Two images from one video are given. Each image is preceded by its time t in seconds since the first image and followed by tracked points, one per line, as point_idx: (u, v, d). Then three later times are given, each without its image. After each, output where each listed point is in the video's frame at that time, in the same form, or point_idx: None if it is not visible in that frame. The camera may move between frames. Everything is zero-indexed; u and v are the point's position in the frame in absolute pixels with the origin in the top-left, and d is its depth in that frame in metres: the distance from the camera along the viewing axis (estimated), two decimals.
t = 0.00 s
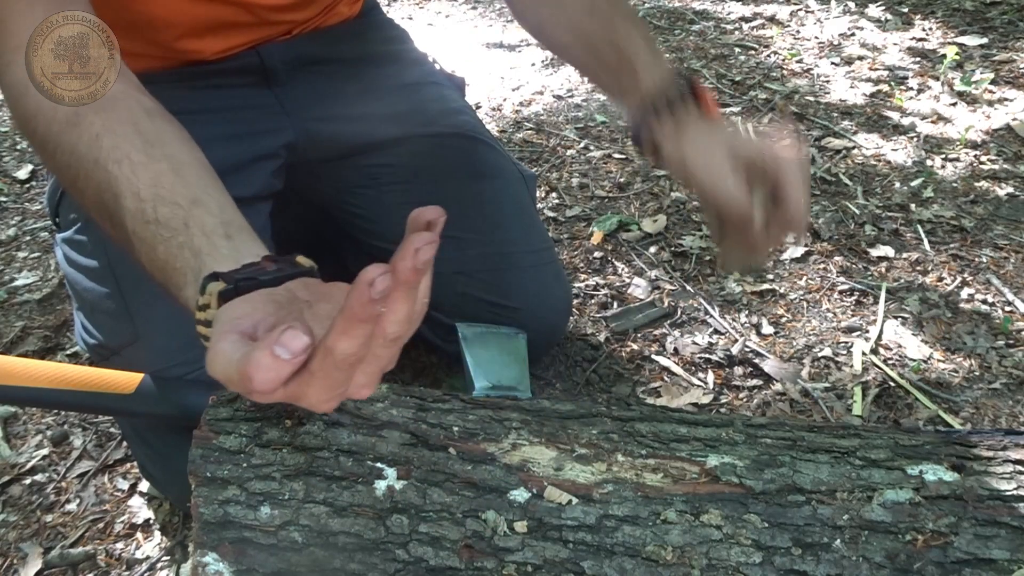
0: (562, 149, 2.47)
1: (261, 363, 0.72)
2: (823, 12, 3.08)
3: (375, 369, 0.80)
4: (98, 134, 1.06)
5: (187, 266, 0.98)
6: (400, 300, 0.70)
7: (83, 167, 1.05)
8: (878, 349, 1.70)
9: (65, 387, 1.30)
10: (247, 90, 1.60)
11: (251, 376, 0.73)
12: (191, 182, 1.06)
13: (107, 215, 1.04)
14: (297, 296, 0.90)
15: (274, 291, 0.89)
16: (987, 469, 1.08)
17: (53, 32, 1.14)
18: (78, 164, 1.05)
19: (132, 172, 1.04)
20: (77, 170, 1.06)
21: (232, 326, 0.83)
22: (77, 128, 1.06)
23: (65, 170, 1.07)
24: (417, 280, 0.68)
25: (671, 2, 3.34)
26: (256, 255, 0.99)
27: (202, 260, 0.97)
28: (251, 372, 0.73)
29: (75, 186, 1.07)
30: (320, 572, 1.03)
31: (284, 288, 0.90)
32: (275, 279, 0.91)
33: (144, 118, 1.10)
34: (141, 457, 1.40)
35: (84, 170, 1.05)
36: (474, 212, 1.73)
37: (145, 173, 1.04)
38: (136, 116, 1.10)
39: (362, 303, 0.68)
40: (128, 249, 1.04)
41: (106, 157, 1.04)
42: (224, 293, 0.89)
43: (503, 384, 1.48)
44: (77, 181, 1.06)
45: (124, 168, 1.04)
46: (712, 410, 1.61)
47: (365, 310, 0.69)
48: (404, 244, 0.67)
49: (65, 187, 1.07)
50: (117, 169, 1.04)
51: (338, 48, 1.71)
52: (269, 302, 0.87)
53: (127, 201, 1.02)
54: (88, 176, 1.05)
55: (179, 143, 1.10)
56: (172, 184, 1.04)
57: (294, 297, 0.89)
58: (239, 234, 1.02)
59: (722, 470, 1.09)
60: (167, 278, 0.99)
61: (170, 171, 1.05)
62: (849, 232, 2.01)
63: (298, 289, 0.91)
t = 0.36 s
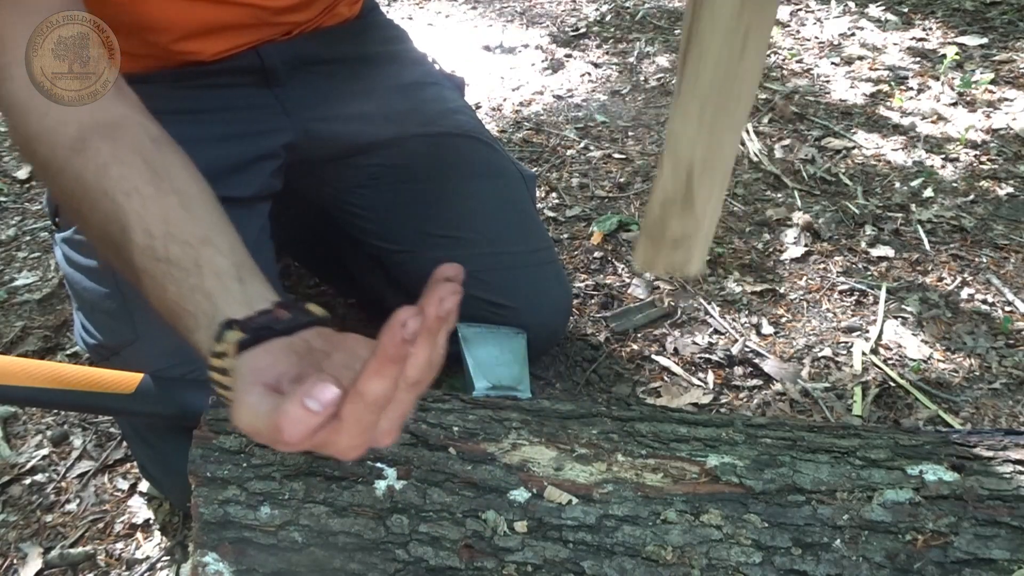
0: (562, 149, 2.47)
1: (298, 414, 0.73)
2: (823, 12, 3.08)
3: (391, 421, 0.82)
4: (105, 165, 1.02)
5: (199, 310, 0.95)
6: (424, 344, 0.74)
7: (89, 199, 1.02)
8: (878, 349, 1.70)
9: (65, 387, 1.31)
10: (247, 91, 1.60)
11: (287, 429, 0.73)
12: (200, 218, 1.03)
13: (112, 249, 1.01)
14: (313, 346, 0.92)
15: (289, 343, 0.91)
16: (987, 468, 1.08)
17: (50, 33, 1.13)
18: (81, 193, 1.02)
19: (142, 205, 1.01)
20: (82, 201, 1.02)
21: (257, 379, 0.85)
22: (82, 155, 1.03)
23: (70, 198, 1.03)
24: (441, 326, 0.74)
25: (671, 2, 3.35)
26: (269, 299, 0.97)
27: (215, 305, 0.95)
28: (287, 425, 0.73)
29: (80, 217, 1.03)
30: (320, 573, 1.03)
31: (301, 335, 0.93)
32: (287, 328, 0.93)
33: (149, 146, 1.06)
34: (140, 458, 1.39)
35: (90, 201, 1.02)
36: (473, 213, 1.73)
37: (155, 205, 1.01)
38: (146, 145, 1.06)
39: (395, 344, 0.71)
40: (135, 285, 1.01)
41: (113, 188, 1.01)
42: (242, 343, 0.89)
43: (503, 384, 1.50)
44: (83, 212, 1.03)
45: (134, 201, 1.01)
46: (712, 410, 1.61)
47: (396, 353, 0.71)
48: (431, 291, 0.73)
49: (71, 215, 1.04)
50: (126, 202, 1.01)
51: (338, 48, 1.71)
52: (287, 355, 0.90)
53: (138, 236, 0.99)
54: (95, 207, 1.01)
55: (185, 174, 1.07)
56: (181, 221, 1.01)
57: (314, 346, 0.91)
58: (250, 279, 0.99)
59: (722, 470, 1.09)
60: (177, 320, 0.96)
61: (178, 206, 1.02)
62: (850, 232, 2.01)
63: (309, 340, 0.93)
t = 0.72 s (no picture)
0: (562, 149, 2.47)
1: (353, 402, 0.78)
2: (823, 12, 3.08)
3: (461, 398, 0.83)
4: (185, 170, 1.12)
5: (281, 305, 1.05)
6: (463, 310, 0.74)
7: (174, 203, 1.12)
8: (878, 349, 1.70)
9: (66, 386, 1.30)
10: (249, 88, 1.64)
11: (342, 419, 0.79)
12: (277, 216, 1.12)
13: (196, 249, 1.12)
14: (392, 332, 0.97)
15: (367, 331, 0.96)
16: (987, 469, 1.08)
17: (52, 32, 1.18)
18: (168, 199, 1.12)
19: (220, 208, 1.11)
20: (168, 203, 1.12)
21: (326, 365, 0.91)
22: (162, 162, 1.12)
23: (155, 204, 1.14)
24: (474, 289, 0.73)
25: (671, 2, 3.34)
26: (346, 292, 1.07)
27: (296, 300, 1.04)
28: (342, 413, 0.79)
29: (165, 219, 1.14)
30: (320, 572, 1.05)
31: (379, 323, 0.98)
32: (368, 318, 0.97)
33: (223, 149, 1.15)
34: (142, 457, 1.40)
35: (174, 206, 1.12)
36: (474, 212, 1.70)
37: (234, 208, 1.11)
38: (219, 146, 1.15)
39: (427, 316, 0.72)
40: (218, 280, 1.11)
41: (194, 193, 1.11)
42: (321, 335, 0.95)
43: (504, 386, 1.52)
44: (167, 215, 1.13)
45: (215, 204, 1.11)
46: (712, 410, 1.61)
47: (432, 324, 0.72)
48: (456, 255, 0.71)
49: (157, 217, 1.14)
50: (206, 205, 1.11)
51: (337, 46, 1.72)
52: (363, 342, 0.94)
53: (219, 237, 1.09)
54: (180, 212, 1.12)
55: (258, 172, 1.16)
56: (258, 221, 1.11)
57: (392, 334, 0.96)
58: (327, 271, 1.09)
59: (722, 469, 1.09)
60: (262, 315, 1.07)
61: (256, 206, 1.12)
62: (850, 232, 2.01)
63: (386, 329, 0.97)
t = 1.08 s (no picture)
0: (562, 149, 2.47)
1: (329, 405, 0.82)
2: (823, 11, 3.08)
3: (447, 406, 0.85)
4: (182, 172, 1.12)
5: (278, 305, 1.06)
6: (445, 319, 0.75)
7: (172, 205, 1.12)
8: (878, 349, 1.70)
9: (65, 386, 1.29)
10: (249, 89, 1.65)
11: (320, 418, 0.83)
12: (274, 217, 1.13)
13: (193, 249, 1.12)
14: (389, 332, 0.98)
15: (363, 333, 0.97)
16: (987, 469, 1.08)
17: (52, 32, 1.18)
18: (165, 199, 1.12)
19: (218, 209, 1.11)
20: (166, 205, 1.12)
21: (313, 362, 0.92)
22: (160, 163, 1.12)
23: (153, 205, 1.14)
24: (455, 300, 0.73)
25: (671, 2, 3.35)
26: (343, 292, 1.07)
27: (294, 300, 1.05)
28: (320, 413, 0.83)
29: (163, 221, 1.14)
30: (320, 572, 1.05)
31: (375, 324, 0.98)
32: (366, 318, 0.98)
33: (220, 148, 1.15)
34: (141, 456, 1.40)
35: (171, 207, 1.12)
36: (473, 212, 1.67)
37: (232, 208, 1.11)
38: (216, 147, 1.15)
39: (407, 321, 0.73)
40: (216, 281, 1.12)
41: (191, 194, 1.11)
42: (316, 334, 0.95)
43: (503, 386, 1.53)
44: (165, 216, 1.13)
45: (211, 205, 1.11)
46: (712, 410, 1.61)
47: (412, 329, 0.74)
48: (435, 261, 0.71)
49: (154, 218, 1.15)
50: (203, 207, 1.11)
51: (337, 47, 1.73)
52: (357, 344, 0.95)
53: (217, 238, 1.09)
54: (177, 214, 1.12)
55: (256, 173, 1.16)
56: (256, 221, 1.11)
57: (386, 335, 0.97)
58: (325, 272, 1.10)
59: (722, 470, 1.09)
60: (259, 315, 1.07)
61: (254, 207, 1.12)
62: (850, 232, 2.01)
63: (383, 330, 0.97)
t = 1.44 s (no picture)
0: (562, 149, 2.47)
1: (339, 401, 0.81)
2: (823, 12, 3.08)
3: (458, 403, 0.86)
4: (184, 171, 1.12)
5: (282, 304, 1.06)
6: (457, 313, 0.75)
7: (175, 203, 1.12)
8: (878, 349, 1.69)
9: (65, 386, 1.29)
10: (250, 89, 1.66)
11: (330, 414, 0.82)
12: (278, 215, 1.13)
13: (198, 248, 1.13)
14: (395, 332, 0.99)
15: (371, 332, 0.97)
16: (987, 469, 1.08)
17: (53, 32, 1.19)
18: (169, 198, 1.13)
19: (220, 207, 1.11)
20: (169, 204, 1.13)
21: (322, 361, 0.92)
22: (162, 162, 1.12)
23: (156, 203, 1.14)
24: (466, 296, 0.73)
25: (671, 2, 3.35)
26: (347, 291, 1.08)
27: (296, 300, 1.05)
28: (330, 409, 0.82)
29: (167, 218, 1.15)
30: (320, 572, 1.05)
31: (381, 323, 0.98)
32: (371, 317, 0.98)
33: (224, 147, 1.15)
34: (142, 456, 1.40)
35: (175, 205, 1.12)
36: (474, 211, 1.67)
37: (233, 206, 1.11)
38: (219, 146, 1.15)
39: (420, 316, 0.73)
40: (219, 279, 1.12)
41: (193, 192, 1.11)
42: (322, 333, 0.95)
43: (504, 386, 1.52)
44: (169, 214, 1.14)
45: (213, 203, 1.11)
46: (712, 410, 1.61)
47: (425, 324, 0.74)
48: (447, 255, 0.70)
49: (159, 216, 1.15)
50: (205, 204, 1.11)
51: (337, 47, 1.73)
52: (364, 344, 0.95)
53: (220, 236, 1.10)
54: (181, 212, 1.12)
55: (259, 171, 1.16)
56: (259, 219, 1.11)
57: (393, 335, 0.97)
58: (329, 270, 1.10)
59: (722, 470, 1.09)
60: (263, 314, 1.07)
61: (257, 205, 1.12)
62: (849, 232, 2.01)
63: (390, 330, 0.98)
